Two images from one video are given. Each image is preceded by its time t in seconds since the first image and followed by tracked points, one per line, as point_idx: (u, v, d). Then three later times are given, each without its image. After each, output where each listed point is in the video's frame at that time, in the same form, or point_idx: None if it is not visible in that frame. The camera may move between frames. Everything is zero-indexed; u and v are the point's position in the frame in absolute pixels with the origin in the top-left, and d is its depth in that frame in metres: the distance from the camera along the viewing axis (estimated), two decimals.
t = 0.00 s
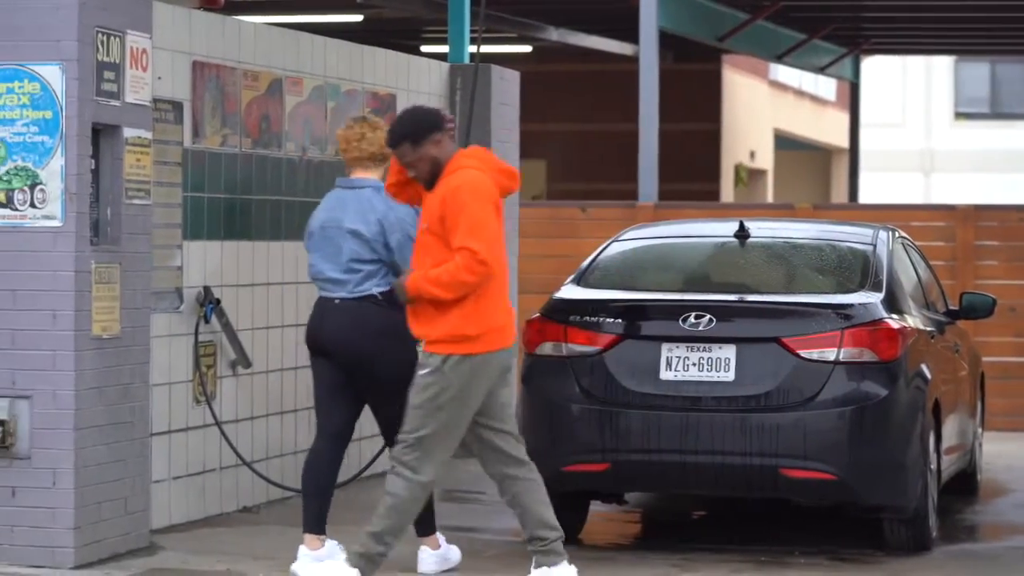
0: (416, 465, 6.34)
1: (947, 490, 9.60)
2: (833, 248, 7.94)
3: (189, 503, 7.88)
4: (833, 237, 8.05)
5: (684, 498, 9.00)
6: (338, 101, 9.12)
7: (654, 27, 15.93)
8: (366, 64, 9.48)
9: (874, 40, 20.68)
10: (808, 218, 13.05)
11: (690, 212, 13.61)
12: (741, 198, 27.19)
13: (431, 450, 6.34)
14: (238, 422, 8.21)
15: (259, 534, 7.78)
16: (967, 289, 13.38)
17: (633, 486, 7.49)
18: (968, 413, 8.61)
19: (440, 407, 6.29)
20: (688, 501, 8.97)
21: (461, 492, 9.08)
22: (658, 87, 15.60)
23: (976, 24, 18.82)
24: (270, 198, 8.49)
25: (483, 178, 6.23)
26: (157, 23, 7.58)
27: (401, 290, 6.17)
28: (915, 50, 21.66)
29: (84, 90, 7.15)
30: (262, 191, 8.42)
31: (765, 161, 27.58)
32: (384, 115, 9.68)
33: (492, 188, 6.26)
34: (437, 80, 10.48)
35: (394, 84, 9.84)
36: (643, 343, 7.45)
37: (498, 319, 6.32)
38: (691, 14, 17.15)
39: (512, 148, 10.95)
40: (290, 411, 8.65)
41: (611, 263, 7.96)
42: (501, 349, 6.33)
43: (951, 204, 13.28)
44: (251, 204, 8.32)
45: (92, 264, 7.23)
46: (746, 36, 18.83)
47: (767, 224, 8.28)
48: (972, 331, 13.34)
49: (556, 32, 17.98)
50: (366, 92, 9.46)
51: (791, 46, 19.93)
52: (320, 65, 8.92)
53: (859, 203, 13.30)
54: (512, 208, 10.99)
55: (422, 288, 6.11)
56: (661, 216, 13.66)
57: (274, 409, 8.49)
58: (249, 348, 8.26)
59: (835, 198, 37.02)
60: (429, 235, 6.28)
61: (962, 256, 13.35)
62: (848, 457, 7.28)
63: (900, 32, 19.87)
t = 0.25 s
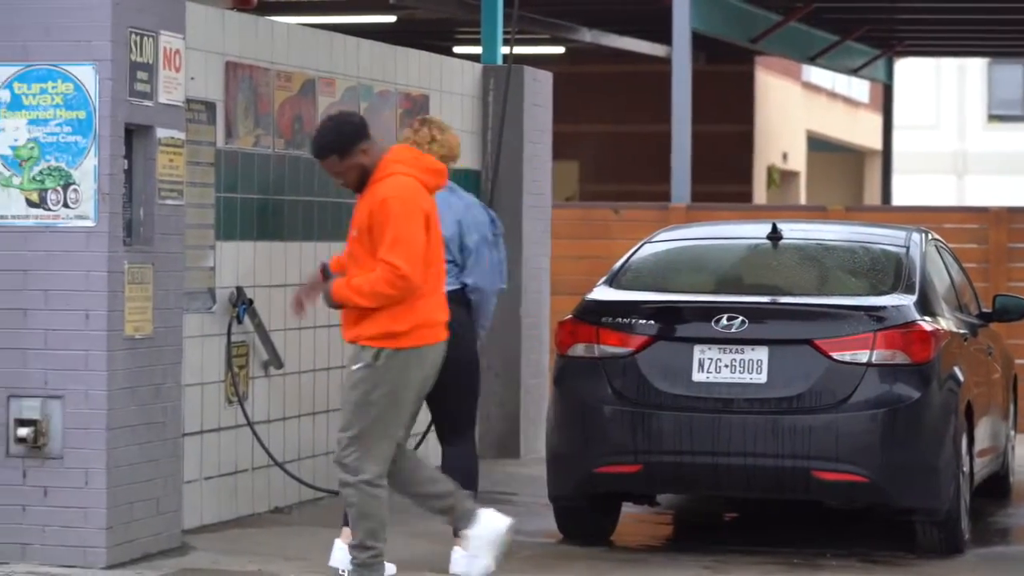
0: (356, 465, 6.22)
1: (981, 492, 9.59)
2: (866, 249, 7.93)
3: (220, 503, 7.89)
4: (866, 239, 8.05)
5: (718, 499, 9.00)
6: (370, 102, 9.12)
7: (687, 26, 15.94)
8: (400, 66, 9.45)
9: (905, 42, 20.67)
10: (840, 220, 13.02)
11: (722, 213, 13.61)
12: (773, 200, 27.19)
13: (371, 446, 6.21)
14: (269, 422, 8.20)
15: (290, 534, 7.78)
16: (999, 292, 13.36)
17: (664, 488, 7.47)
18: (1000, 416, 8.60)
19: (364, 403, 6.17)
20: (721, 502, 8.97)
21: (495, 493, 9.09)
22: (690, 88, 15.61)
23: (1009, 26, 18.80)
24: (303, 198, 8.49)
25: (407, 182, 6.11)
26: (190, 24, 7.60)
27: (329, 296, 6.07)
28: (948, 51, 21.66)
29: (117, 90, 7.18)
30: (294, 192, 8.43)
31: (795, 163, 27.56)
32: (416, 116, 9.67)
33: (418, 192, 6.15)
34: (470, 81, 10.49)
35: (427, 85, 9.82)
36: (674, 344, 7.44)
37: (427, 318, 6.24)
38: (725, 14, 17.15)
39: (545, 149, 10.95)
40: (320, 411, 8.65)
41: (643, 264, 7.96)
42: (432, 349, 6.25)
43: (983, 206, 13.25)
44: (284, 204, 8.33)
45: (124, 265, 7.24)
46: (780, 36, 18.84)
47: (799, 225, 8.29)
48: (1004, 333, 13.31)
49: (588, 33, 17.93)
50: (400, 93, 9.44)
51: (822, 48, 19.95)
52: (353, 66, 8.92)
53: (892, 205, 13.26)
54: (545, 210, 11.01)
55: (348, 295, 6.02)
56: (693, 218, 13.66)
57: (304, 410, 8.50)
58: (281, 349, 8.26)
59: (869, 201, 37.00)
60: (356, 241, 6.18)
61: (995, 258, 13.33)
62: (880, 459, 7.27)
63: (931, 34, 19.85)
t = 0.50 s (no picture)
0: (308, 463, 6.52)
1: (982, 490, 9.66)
2: (869, 251, 7.99)
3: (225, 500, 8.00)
4: (870, 240, 8.10)
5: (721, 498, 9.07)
6: (378, 104, 9.16)
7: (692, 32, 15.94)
8: (407, 67, 9.51)
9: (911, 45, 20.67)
10: (844, 222, 13.08)
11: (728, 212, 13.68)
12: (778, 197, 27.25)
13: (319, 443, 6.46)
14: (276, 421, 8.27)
15: (297, 531, 7.86)
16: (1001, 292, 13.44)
17: (668, 486, 7.55)
18: (1001, 415, 8.67)
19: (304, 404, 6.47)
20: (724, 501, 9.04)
21: (500, 490, 9.16)
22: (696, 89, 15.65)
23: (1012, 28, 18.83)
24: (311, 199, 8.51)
25: (320, 174, 6.46)
26: (199, 25, 7.66)
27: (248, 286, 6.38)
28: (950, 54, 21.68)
29: (126, 91, 7.25)
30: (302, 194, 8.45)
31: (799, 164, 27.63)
32: (424, 117, 9.72)
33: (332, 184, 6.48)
34: (477, 81, 10.55)
35: (433, 87, 9.85)
36: (679, 344, 7.52)
37: (349, 313, 6.53)
38: (728, 16, 17.18)
39: (552, 150, 10.99)
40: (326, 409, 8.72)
41: (648, 266, 8.02)
42: (353, 342, 6.53)
43: (986, 209, 13.33)
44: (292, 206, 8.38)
45: (134, 266, 7.35)
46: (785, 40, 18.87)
47: (803, 226, 8.35)
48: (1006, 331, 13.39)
49: (594, 34, 18.03)
50: (407, 94, 9.49)
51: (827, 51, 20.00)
52: (360, 68, 8.96)
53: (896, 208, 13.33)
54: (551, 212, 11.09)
55: (265, 282, 6.31)
56: (699, 218, 13.73)
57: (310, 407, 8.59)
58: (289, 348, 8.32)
59: (871, 201, 36.92)
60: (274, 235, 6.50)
61: (997, 260, 13.41)
62: (882, 459, 7.34)
63: (935, 36, 19.87)
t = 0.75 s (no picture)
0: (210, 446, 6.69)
1: (972, 482, 10.03)
2: (863, 253, 8.35)
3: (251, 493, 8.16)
4: (863, 243, 8.46)
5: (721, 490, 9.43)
6: (393, 112, 9.52)
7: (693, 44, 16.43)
8: (421, 77, 9.88)
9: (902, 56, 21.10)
10: (839, 225, 13.45)
11: (727, 217, 14.07)
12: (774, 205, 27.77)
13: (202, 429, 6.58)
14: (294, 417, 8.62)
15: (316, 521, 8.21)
16: (989, 293, 13.84)
17: (671, 478, 7.90)
18: (989, 410, 9.04)
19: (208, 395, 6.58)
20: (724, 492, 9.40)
21: (509, 483, 9.53)
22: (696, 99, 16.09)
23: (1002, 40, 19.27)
24: (329, 204, 8.85)
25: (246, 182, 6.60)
26: (223, 38, 8.02)
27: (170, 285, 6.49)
28: (942, 65, 22.12)
29: (153, 101, 7.59)
30: (321, 198, 8.77)
31: (791, 168, 28.19)
32: (436, 126, 10.08)
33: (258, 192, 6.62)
34: (487, 92, 10.92)
35: (446, 97, 10.22)
36: (681, 342, 7.87)
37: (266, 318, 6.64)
38: (725, 26, 17.69)
39: (559, 158, 11.37)
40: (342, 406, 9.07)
41: (652, 267, 8.38)
42: (267, 347, 6.63)
43: (974, 211, 13.74)
44: (311, 210, 8.66)
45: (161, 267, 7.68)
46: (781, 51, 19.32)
47: (800, 229, 8.70)
48: (995, 332, 13.79)
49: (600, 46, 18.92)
50: (421, 103, 9.86)
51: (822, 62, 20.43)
52: (375, 78, 9.32)
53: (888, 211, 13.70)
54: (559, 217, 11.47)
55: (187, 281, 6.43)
56: (699, 223, 14.12)
57: (332, 404, 8.80)
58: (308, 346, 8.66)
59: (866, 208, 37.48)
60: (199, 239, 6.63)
61: (984, 261, 13.81)
62: (876, 452, 7.70)
63: (927, 48, 20.31)
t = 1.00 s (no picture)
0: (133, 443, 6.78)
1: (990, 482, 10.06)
2: (879, 254, 8.38)
3: (270, 492, 8.26)
4: (879, 244, 8.49)
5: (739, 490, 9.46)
6: (412, 114, 9.57)
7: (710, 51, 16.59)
8: (439, 80, 9.93)
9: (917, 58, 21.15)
10: (855, 226, 13.47)
11: (744, 218, 14.11)
12: (792, 207, 27.83)
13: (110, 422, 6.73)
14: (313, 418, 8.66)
15: (335, 521, 8.24)
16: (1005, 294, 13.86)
17: (689, 479, 7.92)
18: (1006, 411, 9.07)
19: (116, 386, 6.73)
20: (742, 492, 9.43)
21: (527, 484, 9.57)
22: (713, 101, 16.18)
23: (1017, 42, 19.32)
24: (348, 205, 8.93)
25: (182, 178, 6.59)
26: (242, 40, 8.05)
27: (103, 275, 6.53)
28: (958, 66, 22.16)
29: (173, 103, 7.60)
30: (339, 199, 8.84)
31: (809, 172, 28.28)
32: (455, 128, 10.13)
33: (193, 188, 6.61)
34: (505, 95, 10.96)
35: (464, 99, 10.26)
36: (698, 342, 7.89)
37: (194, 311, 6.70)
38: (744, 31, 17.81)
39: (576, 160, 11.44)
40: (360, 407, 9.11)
41: (669, 268, 8.42)
42: (193, 341, 6.69)
43: (991, 213, 13.77)
44: (330, 212, 8.75)
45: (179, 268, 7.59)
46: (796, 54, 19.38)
47: (817, 231, 8.74)
48: (1011, 333, 13.81)
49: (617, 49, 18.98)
50: (439, 106, 9.91)
51: (837, 64, 20.48)
52: (394, 81, 9.37)
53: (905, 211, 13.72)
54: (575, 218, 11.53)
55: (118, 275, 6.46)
56: (717, 224, 14.17)
57: (349, 404, 8.90)
58: (326, 347, 8.70)
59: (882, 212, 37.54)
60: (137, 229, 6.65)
61: (1001, 262, 13.83)
62: (893, 452, 7.71)
63: (943, 50, 20.35)
